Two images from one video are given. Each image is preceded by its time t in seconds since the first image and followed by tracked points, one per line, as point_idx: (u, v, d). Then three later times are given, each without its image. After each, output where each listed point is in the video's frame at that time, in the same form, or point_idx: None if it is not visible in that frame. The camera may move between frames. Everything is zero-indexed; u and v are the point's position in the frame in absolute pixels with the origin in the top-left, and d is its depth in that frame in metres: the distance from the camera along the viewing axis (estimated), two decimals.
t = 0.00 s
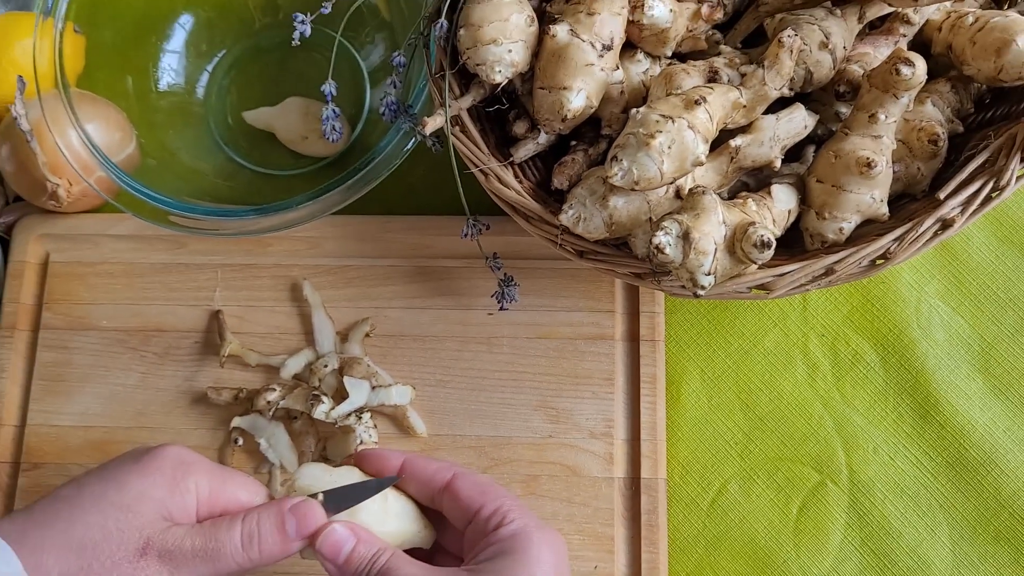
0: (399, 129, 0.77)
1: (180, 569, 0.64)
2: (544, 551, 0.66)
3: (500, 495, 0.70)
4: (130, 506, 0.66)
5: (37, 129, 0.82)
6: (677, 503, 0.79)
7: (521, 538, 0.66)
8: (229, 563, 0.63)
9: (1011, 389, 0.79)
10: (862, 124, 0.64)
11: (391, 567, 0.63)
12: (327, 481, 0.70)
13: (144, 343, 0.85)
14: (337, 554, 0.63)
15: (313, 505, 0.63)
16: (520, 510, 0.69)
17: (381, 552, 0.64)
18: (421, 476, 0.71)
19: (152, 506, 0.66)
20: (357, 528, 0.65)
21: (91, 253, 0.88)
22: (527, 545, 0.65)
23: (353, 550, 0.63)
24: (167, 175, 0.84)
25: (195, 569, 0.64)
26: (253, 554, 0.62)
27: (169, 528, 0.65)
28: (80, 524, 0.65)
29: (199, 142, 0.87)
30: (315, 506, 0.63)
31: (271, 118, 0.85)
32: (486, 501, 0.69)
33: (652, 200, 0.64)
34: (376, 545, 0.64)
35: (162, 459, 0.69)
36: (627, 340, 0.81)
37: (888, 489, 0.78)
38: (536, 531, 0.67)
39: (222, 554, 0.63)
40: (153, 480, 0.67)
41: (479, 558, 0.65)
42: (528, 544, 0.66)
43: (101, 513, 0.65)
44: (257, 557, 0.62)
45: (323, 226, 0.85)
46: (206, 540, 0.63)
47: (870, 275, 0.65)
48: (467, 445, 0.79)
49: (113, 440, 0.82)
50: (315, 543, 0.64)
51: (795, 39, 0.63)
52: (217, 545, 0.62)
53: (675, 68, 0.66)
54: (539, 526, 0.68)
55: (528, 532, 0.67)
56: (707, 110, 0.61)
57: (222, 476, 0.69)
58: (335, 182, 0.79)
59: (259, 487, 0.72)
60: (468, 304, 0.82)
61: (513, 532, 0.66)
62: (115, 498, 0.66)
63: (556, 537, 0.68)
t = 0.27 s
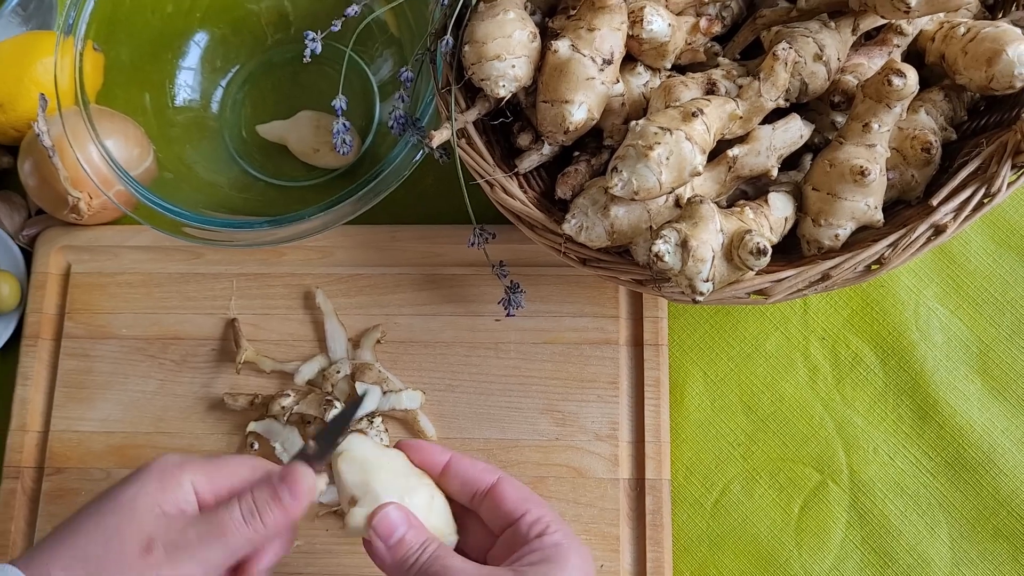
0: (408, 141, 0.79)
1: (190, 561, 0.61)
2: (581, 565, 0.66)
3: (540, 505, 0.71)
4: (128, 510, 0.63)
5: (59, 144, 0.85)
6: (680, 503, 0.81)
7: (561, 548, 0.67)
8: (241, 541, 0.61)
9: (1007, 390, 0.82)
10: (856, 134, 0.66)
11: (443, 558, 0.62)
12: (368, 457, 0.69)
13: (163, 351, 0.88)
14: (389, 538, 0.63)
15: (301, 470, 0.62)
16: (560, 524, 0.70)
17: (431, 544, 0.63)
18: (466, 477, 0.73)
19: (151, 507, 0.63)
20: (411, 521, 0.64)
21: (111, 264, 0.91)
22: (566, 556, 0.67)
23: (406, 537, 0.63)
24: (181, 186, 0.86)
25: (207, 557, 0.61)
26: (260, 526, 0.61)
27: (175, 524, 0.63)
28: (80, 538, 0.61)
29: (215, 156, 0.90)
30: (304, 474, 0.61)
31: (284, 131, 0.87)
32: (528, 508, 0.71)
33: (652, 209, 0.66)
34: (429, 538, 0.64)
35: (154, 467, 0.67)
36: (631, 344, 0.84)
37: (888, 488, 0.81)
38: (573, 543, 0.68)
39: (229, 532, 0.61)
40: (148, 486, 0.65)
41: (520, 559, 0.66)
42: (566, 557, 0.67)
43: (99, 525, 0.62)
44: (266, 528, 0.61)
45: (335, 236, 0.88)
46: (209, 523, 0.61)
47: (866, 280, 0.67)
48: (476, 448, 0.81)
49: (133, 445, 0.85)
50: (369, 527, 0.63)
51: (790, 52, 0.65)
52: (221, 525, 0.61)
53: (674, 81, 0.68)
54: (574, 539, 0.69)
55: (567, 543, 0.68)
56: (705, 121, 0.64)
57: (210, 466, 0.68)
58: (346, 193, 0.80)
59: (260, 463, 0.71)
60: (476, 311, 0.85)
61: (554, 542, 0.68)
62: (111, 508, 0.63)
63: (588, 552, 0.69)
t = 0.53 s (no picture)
0: (415, 146, 0.80)
1: None
2: (566, 566, 0.70)
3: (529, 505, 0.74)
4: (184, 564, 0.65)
5: (74, 152, 0.87)
6: (685, 502, 0.82)
7: (548, 549, 0.70)
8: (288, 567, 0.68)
9: (1008, 388, 0.83)
10: (855, 136, 0.67)
11: (440, 553, 0.65)
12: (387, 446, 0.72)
13: (176, 354, 0.89)
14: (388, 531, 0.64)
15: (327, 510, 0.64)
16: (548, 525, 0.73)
17: (427, 540, 0.65)
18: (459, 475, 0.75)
19: (205, 554, 0.66)
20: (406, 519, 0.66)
21: (125, 269, 0.93)
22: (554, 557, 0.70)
23: (404, 531, 0.65)
24: (193, 192, 0.88)
25: None
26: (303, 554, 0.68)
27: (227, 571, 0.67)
28: None
29: (226, 162, 0.91)
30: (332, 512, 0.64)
31: (294, 137, 0.89)
32: (519, 509, 0.73)
33: (654, 213, 0.67)
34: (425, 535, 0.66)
35: (197, 505, 0.67)
36: (635, 345, 0.85)
37: (890, 485, 0.82)
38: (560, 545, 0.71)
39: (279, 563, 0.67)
40: (196, 531, 0.66)
41: (510, 559, 0.69)
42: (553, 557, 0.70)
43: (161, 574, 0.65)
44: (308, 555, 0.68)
45: (344, 240, 0.89)
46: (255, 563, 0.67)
47: (864, 280, 0.68)
48: (483, 447, 0.83)
49: (148, 446, 0.87)
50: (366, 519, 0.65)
51: (788, 57, 0.66)
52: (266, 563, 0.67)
53: (675, 86, 0.70)
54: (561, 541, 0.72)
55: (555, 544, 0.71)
56: (704, 126, 0.65)
57: (249, 484, 0.67)
58: (355, 198, 0.82)
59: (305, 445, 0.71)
60: (483, 312, 0.86)
61: (543, 543, 0.71)
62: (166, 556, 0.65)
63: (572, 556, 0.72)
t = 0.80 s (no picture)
0: (422, 147, 0.81)
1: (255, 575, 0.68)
2: (570, 557, 0.70)
3: (533, 499, 0.75)
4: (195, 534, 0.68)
5: (89, 156, 0.88)
6: (691, 498, 0.83)
7: (552, 539, 0.71)
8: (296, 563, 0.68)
9: (1013, 384, 0.83)
10: (857, 135, 0.68)
11: (440, 546, 0.65)
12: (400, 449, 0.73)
13: (190, 353, 0.91)
14: (390, 525, 0.65)
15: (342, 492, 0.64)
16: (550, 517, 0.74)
17: (429, 533, 0.66)
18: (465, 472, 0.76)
19: (213, 528, 0.69)
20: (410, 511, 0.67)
21: (139, 270, 0.94)
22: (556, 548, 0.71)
23: (405, 525, 0.65)
24: (205, 194, 0.89)
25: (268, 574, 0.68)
26: (311, 549, 0.68)
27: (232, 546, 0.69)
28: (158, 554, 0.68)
29: (237, 164, 0.93)
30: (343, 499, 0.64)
31: (303, 139, 0.90)
32: (524, 502, 0.74)
33: (658, 212, 0.68)
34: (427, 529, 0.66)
35: (218, 485, 0.70)
36: (641, 343, 0.85)
37: (895, 481, 0.82)
38: (563, 537, 0.72)
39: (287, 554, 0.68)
40: (212, 507, 0.69)
41: (513, 550, 0.70)
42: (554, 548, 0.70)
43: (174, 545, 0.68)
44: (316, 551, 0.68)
45: (353, 240, 0.90)
46: (264, 546, 0.68)
47: (867, 277, 0.69)
48: (491, 445, 0.84)
49: (162, 444, 0.89)
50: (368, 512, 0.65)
51: (790, 57, 0.67)
52: (275, 548, 0.68)
53: (677, 86, 0.70)
54: (564, 533, 0.73)
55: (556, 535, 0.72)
56: (707, 126, 0.65)
57: (269, 480, 0.71)
58: (364, 198, 0.83)
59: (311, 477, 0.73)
60: (490, 311, 0.87)
61: (545, 534, 0.72)
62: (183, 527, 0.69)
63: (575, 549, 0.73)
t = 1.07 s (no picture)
0: (423, 146, 0.82)
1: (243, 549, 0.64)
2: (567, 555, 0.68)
3: (550, 492, 0.74)
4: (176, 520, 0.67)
5: (94, 157, 0.89)
6: (692, 492, 0.84)
7: (554, 535, 0.69)
8: (290, 531, 0.65)
9: (1012, 377, 0.84)
10: (853, 132, 0.68)
11: (438, 533, 0.64)
12: (405, 443, 0.73)
13: (195, 352, 0.92)
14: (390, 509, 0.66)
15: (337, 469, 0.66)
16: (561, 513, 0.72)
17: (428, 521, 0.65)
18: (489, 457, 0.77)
19: (189, 508, 0.68)
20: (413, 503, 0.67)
21: (145, 270, 0.95)
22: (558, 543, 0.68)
23: (405, 510, 0.66)
24: (209, 194, 0.90)
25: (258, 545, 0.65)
26: (303, 516, 0.65)
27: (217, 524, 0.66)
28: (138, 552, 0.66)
29: (241, 165, 0.94)
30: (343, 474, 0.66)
31: (306, 140, 0.91)
32: (538, 493, 0.73)
33: (656, 210, 0.69)
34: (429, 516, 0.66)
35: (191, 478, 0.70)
36: (642, 339, 0.86)
37: (894, 475, 0.83)
38: (569, 534, 0.70)
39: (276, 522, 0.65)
40: (190, 495, 0.68)
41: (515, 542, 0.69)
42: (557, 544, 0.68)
43: (154, 539, 0.66)
44: (308, 519, 0.65)
45: (356, 240, 0.91)
46: (250, 518, 0.65)
47: (864, 273, 0.69)
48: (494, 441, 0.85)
49: (168, 441, 0.90)
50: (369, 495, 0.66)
51: (786, 55, 0.67)
52: (260, 517, 0.65)
53: (675, 84, 0.71)
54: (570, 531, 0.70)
55: (561, 531, 0.70)
56: (704, 124, 0.66)
57: (241, 465, 0.71)
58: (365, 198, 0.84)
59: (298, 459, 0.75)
60: (492, 309, 0.88)
61: (548, 526, 0.70)
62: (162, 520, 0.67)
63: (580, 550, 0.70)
